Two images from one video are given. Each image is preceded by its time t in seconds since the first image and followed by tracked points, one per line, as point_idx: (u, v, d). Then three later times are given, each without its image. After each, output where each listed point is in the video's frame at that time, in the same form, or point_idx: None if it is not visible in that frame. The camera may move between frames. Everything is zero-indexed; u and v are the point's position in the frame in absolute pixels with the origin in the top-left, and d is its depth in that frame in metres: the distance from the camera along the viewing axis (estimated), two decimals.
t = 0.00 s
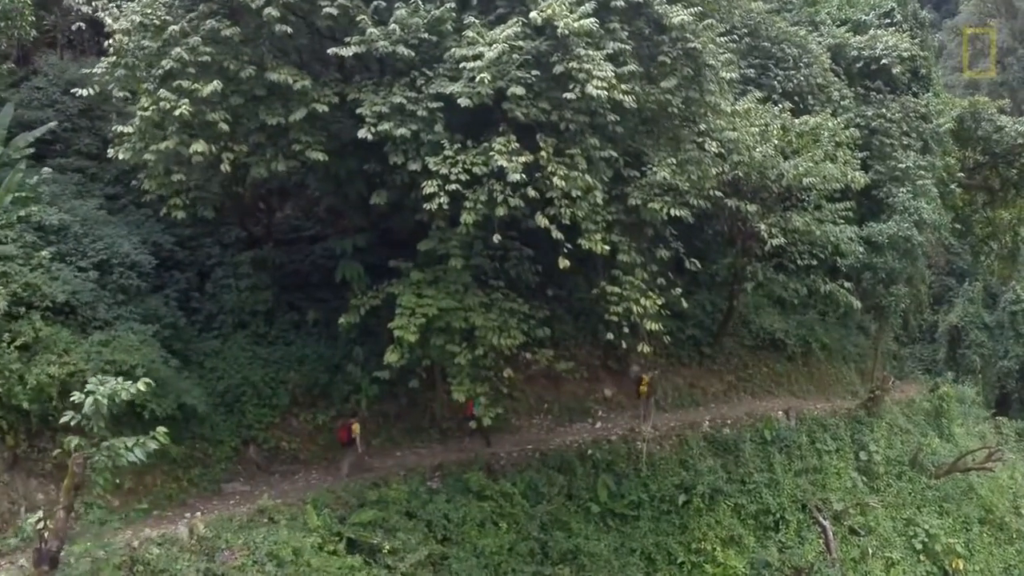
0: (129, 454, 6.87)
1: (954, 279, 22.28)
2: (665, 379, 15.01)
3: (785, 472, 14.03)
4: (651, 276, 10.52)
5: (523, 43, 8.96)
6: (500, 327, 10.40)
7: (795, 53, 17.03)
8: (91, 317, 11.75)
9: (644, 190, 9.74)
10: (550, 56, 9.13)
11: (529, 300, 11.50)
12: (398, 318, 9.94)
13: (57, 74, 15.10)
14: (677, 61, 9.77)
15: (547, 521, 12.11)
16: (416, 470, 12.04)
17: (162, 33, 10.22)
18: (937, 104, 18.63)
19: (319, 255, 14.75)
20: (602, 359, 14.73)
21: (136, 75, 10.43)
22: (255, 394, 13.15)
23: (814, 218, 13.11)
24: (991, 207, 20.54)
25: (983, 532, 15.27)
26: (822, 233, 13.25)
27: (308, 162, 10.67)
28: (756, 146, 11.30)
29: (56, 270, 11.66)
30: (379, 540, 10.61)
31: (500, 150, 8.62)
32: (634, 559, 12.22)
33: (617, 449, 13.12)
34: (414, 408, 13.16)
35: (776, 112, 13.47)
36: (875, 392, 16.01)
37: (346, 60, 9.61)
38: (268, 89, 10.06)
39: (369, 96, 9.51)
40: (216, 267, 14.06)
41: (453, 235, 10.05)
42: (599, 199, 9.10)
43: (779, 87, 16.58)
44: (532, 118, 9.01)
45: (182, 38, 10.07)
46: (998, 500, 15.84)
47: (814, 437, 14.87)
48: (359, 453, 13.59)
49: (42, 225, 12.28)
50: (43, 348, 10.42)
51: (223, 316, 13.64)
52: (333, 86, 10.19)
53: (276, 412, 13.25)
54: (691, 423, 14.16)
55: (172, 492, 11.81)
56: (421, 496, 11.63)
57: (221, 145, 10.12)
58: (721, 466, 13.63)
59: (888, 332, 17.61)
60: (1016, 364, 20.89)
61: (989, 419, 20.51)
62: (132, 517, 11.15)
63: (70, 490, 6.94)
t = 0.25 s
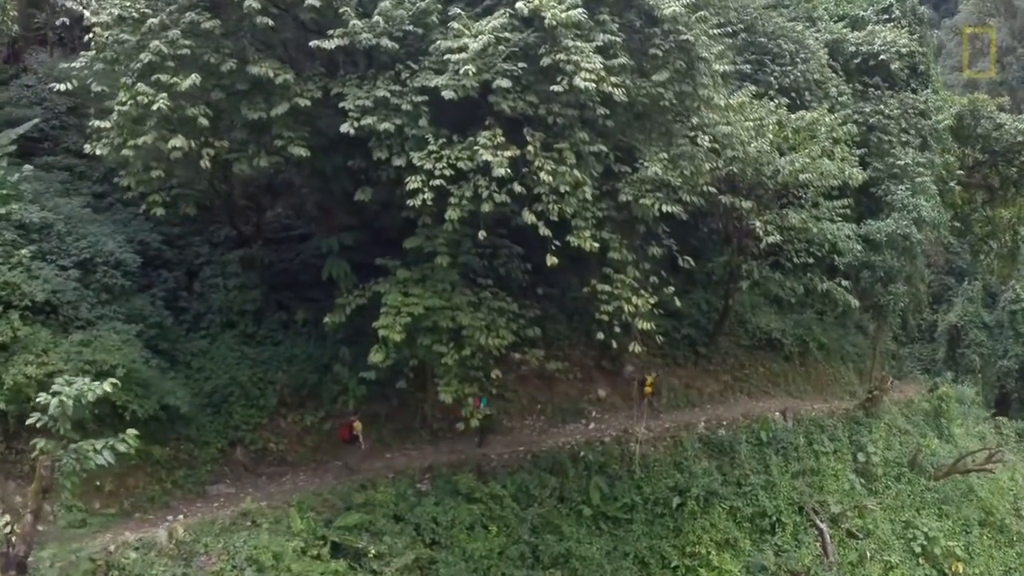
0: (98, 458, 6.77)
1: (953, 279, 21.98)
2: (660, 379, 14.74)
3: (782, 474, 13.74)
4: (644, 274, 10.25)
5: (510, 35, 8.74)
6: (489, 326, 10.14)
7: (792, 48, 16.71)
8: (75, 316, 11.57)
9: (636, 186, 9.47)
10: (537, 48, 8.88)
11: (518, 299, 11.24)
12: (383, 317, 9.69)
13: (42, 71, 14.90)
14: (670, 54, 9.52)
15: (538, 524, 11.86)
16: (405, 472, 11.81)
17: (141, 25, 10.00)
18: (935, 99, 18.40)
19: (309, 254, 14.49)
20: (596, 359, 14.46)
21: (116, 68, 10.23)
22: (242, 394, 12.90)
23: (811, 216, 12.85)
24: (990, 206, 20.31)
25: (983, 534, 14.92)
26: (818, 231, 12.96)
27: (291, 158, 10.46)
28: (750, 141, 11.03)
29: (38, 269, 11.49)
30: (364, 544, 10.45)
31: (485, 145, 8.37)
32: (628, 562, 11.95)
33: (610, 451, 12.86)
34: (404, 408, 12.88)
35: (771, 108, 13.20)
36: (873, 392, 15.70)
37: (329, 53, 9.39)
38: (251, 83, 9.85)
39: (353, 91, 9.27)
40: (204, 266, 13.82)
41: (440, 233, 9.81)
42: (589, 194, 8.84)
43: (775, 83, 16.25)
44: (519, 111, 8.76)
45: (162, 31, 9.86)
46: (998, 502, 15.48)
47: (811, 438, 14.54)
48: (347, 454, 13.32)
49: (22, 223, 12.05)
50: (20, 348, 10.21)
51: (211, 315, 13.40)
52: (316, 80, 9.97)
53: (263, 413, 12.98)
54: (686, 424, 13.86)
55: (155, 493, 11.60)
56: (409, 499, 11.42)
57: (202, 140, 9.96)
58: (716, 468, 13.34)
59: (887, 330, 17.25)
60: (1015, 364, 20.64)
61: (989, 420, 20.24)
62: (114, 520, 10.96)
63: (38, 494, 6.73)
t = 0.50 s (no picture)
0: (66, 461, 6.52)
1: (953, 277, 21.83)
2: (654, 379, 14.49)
3: (778, 477, 13.45)
4: (636, 272, 10.01)
5: (496, 27, 8.53)
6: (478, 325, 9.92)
7: (788, 44, 16.43)
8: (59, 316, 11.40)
9: (627, 183, 9.24)
10: (525, 41, 8.65)
11: (508, 298, 11.01)
12: (368, 317, 9.49)
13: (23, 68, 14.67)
14: (662, 47, 9.28)
15: (529, 527, 11.63)
16: (394, 474, 11.59)
17: (121, 19, 9.80)
18: (933, 97, 18.16)
19: (299, 252, 14.26)
20: (589, 359, 14.21)
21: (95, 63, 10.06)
22: (229, 395, 12.66)
23: (807, 214, 12.59)
24: (989, 205, 20.10)
25: (983, 537, 14.68)
26: (815, 229, 12.69)
27: (276, 154, 10.29)
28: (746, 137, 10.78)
29: (21, 267, 11.34)
30: (350, 548, 10.24)
31: (470, 139, 8.15)
32: (621, 566, 11.73)
33: (603, 452, 12.61)
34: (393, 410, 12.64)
35: (767, 104, 12.95)
36: (871, 393, 15.27)
37: (312, 46, 9.18)
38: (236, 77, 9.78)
39: (336, 85, 9.07)
40: (193, 266, 13.62)
41: (426, 230, 9.61)
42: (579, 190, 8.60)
43: (772, 79, 16.04)
44: (506, 105, 8.54)
45: (141, 26, 9.65)
46: (998, 504, 15.25)
47: (808, 439, 14.23)
48: (336, 456, 13.09)
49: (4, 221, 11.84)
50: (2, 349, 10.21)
51: (200, 315, 13.18)
52: (299, 75, 9.77)
53: (251, 415, 12.74)
54: (681, 425, 13.61)
55: (139, 496, 11.35)
56: (398, 502, 11.21)
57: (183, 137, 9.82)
58: (711, 470, 13.10)
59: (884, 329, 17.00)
60: (1014, 364, 20.42)
61: (988, 420, 20.00)
62: (95, 524, 10.72)
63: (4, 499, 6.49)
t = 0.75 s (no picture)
0: (28, 466, 6.24)
1: (954, 275, 21.64)
2: (648, 381, 14.23)
3: (774, 479, 13.15)
4: (626, 270, 9.72)
5: (479, 18, 8.28)
6: (464, 325, 9.66)
7: (785, 39, 16.06)
8: (39, 315, 11.13)
9: (616, 179, 8.94)
10: (509, 32, 8.38)
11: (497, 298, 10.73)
12: (350, 316, 9.25)
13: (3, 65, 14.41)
14: (653, 39, 8.97)
15: (519, 532, 11.36)
16: (381, 477, 11.38)
17: (96, 13, 9.54)
18: (933, 94, 17.79)
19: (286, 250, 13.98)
20: (581, 359, 13.93)
21: (70, 57, 9.83)
22: (215, 397, 12.31)
23: (802, 211, 12.28)
24: (989, 203, 19.80)
25: (984, 540, 14.36)
26: (811, 225, 12.35)
27: (257, 150, 10.08)
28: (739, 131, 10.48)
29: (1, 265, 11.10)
30: (333, 554, 10.03)
31: (452, 133, 7.89)
32: (613, 571, 11.43)
33: (595, 455, 12.35)
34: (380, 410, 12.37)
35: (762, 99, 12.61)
36: (869, 394, 14.95)
37: (291, 39, 8.93)
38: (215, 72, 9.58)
39: (316, 78, 8.84)
40: (179, 265, 13.36)
41: (410, 227, 9.37)
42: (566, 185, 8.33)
43: (768, 74, 15.72)
44: (491, 99, 8.28)
45: (118, 18, 9.33)
46: (999, 507, 14.93)
47: (806, 440, 13.98)
48: (321, 459, 12.80)
49: None
50: None
51: (186, 315, 12.91)
52: (279, 70, 9.58)
53: (236, 416, 12.38)
54: (675, 426, 13.30)
55: (119, 499, 11.08)
56: (384, 506, 10.98)
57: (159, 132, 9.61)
58: (705, 472, 12.80)
59: (883, 327, 16.71)
60: (1014, 363, 20.11)
61: (988, 421, 19.72)
62: (73, 527, 10.50)
63: None
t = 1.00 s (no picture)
0: None
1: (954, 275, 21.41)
2: (642, 383, 13.97)
3: (771, 483, 12.89)
4: (618, 269, 9.47)
5: (463, 9, 8.08)
6: (451, 326, 9.43)
7: (783, 35, 15.76)
8: (19, 315, 10.89)
9: (606, 175, 8.68)
10: (495, 24, 8.15)
11: (485, 297, 10.49)
12: (333, 316, 9.06)
13: None
14: (644, 32, 8.72)
15: (510, 536, 11.10)
16: (370, 480, 11.15)
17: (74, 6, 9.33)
18: (933, 91, 17.51)
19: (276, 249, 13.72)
20: (575, 360, 13.66)
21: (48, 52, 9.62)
22: (203, 398, 11.98)
23: (800, 209, 12.01)
24: (990, 202, 19.56)
25: (984, 544, 14.10)
26: (808, 223, 12.07)
27: (239, 146, 9.86)
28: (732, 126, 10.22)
29: None
30: (317, 559, 9.80)
31: (435, 127, 7.67)
32: None
33: (588, 458, 12.09)
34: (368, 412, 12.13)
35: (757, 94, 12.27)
36: (868, 395, 14.71)
37: (272, 32, 8.73)
38: (196, 67, 9.36)
39: (298, 72, 8.63)
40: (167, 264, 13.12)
41: (395, 225, 9.15)
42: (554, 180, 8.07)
43: (765, 70, 15.37)
44: (476, 93, 8.04)
45: (97, 12, 9.13)
46: (1000, 510, 14.67)
47: (803, 442, 13.73)
48: (313, 461, 12.38)
49: None
50: None
51: (174, 315, 12.62)
52: (262, 65, 9.40)
53: (224, 418, 12.02)
54: (670, 428, 13.02)
55: (102, 502, 10.79)
56: (372, 509, 10.75)
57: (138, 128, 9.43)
58: (700, 476, 12.54)
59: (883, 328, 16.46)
60: (1015, 364, 19.80)
61: (989, 422, 19.46)
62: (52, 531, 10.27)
63: None
